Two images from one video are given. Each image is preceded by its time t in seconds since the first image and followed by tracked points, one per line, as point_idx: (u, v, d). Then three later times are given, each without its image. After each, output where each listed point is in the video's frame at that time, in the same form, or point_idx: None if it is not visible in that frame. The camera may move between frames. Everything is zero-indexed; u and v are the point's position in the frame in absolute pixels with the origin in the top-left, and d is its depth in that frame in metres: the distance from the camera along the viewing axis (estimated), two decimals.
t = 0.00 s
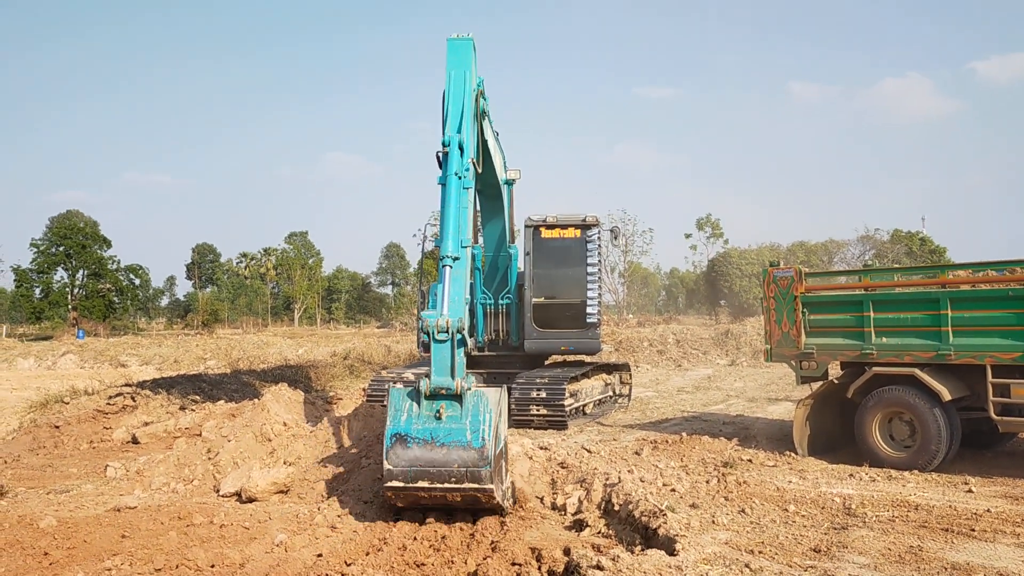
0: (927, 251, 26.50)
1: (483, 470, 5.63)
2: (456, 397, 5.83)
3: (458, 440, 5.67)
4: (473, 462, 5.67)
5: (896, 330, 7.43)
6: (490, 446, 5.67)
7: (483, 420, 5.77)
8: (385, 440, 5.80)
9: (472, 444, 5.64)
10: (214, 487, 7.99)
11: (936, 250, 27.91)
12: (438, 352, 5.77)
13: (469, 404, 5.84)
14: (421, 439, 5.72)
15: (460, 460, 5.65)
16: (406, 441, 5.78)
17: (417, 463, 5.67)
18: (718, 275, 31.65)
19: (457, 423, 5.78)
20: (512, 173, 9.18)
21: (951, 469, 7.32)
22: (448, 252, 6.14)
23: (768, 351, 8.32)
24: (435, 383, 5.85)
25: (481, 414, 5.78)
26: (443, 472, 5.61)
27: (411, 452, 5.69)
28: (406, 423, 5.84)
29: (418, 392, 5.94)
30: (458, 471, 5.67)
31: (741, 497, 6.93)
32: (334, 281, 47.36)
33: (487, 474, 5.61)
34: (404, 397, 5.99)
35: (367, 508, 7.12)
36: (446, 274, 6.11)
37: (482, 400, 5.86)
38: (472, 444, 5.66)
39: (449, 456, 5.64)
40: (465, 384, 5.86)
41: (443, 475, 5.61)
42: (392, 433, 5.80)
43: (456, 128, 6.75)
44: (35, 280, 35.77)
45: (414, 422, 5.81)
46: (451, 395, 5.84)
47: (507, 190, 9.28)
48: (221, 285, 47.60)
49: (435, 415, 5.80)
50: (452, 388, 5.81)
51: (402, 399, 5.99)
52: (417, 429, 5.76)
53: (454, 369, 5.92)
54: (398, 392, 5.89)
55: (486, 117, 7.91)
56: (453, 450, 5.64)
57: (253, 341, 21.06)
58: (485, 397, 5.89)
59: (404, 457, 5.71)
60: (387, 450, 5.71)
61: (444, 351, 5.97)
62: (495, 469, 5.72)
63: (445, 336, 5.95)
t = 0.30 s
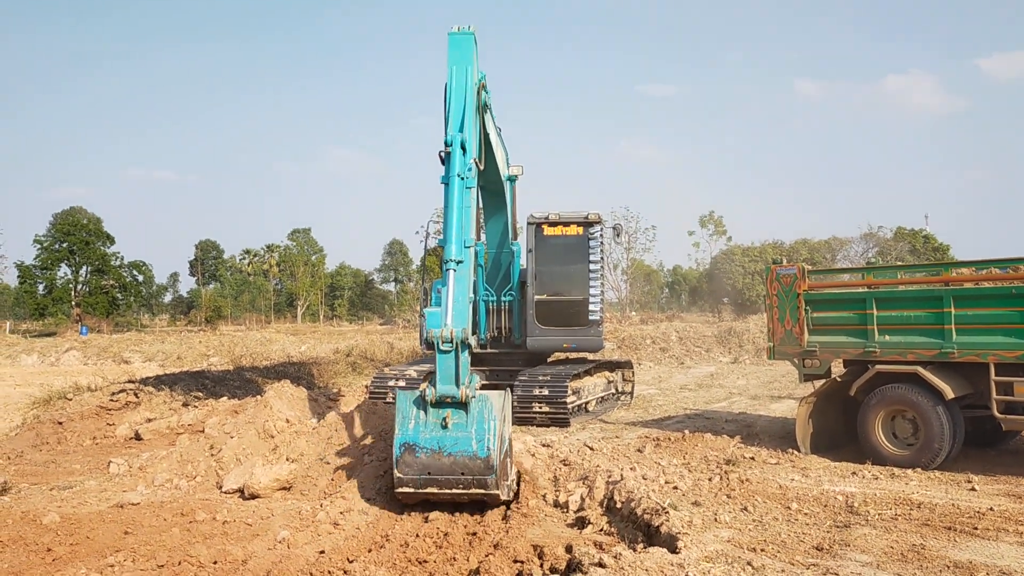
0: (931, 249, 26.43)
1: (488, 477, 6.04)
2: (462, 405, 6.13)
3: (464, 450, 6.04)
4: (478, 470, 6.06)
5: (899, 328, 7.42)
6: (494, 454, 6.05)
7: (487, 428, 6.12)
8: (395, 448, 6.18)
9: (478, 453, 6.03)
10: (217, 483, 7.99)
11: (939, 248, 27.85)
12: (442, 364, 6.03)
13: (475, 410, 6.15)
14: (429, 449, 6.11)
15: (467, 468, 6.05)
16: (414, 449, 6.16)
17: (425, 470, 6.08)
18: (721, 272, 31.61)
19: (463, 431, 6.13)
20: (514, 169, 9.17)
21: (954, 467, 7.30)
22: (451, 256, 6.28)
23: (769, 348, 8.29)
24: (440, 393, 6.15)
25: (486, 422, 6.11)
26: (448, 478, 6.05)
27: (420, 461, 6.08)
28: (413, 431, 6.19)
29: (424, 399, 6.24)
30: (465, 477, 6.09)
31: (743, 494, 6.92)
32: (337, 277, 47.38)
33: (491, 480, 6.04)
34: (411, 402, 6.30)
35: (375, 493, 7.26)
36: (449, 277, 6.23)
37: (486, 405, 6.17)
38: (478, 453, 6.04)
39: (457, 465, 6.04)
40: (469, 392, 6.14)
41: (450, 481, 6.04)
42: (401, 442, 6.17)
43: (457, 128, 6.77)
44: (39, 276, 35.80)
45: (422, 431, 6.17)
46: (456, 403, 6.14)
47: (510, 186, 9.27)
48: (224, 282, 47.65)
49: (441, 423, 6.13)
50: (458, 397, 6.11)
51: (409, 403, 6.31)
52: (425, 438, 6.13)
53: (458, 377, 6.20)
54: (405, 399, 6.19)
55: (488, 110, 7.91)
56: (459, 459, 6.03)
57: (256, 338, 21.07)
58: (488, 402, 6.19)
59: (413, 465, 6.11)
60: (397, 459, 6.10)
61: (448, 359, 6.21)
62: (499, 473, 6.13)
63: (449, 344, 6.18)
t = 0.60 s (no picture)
0: (931, 250, 26.45)
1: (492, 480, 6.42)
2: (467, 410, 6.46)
3: (468, 455, 6.41)
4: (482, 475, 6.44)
5: (898, 329, 7.43)
6: (497, 459, 6.42)
7: (491, 433, 6.48)
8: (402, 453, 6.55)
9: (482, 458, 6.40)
10: (218, 482, 8.00)
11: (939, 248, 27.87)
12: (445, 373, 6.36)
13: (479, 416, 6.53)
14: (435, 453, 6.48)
15: (471, 472, 6.43)
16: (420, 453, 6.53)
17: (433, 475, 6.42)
18: (721, 272, 31.63)
19: (467, 436, 6.47)
20: (515, 169, 9.18)
21: (954, 467, 7.31)
22: (455, 266, 6.49)
23: (769, 349, 8.30)
24: (445, 400, 6.49)
25: (489, 428, 6.47)
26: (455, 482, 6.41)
27: (426, 465, 6.46)
28: (419, 436, 6.56)
29: (430, 405, 6.59)
30: (470, 480, 6.47)
31: (743, 494, 6.93)
32: (337, 276, 47.44)
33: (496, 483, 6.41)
34: (417, 408, 6.64)
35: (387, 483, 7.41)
36: (452, 287, 6.46)
37: (490, 411, 6.54)
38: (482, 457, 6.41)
39: (461, 468, 6.41)
40: (474, 398, 6.47)
41: (456, 485, 6.41)
42: (408, 447, 6.53)
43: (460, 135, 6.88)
44: (39, 276, 35.77)
45: (428, 435, 6.54)
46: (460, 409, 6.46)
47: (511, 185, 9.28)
48: (224, 281, 47.64)
49: (446, 429, 6.49)
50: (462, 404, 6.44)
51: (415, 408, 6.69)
52: (431, 443, 6.49)
53: (462, 383, 6.52)
54: (411, 405, 6.53)
55: (490, 109, 7.93)
56: (464, 463, 6.40)
57: (257, 337, 21.09)
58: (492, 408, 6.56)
59: (419, 469, 6.47)
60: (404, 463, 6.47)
61: (452, 367, 6.52)
62: (502, 476, 6.52)
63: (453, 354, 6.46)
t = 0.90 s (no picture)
0: (932, 250, 26.43)
1: (496, 482, 6.94)
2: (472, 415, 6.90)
3: (474, 458, 6.89)
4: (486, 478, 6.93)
5: (899, 330, 7.42)
6: (501, 461, 6.90)
7: (494, 435, 6.93)
8: (409, 455, 7.00)
9: (487, 462, 6.88)
10: (218, 481, 7.98)
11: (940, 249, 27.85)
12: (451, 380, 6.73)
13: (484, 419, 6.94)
14: (441, 456, 6.94)
15: (476, 474, 6.92)
16: (427, 455, 7.00)
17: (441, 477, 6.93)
18: (722, 272, 31.61)
19: (472, 439, 6.94)
20: (516, 169, 9.19)
21: (954, 468, 7.31)
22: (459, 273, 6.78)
23: (770, 349, 8.29)
24: (451, 404, 6.89)
25: (493, 431, 6.92)
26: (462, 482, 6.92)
27: (433, 468, 6.94)
28: (426, 439, 7.00)
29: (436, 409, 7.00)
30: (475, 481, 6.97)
31: (743, 495, 6.93)
32: (338, 275, 47.46)
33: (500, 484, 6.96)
34: (424, 412, 7.06)
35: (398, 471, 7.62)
36: (458, 293, 6.71)
37: (494, 414, 6.99)
38: (486, 461, 6.90)
39: (467, 471, 6.91)
40: (478, 403, 6.90)
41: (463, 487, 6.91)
42: (414, 450, 6.98)
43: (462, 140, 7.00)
44: (40, 275, 35.78)
45: (433, 439, 6.98)
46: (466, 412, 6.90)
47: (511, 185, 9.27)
48: (225, 281, 47.66)
49: (452, 433, 6.93)
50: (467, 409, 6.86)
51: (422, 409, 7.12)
52: (437, 447, 6.94)
53: (466, 387, 6.90)
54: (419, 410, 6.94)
55: (492, 108, 7.95)
56: (469, 467, 6.90)
57: (258, 336, 21.08)
58: (496, 410, 7.01)
59: (426, 472, 6.96)
60: (412, 466, 6.94)
61: (457, 372, 6.89)
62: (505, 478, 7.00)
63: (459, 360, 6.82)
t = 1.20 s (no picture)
0: (935, 250, 26.40)
1: (502, 480, 7.17)
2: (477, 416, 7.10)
3: (479, 457, 7.10)
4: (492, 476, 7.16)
5: (902, 329, 7.42)
6: (506, 461, 7.11)
7: (499, 435, 7.13)
8: (417, 455, 7.22)
9: (492, 461, 7.09)
10: (220, 480, 7.98)
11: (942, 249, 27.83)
12: (455, 384, 6.91)
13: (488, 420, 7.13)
14: (448, 456, 7.16)
15: (482, 473, 7.14)
16: (434, 455, 7.20)
17: (448, 477, 7.17)
18: (725, 272, 31.60)
19: (478, 439, 7.14)
20: (518, 168, 9.18)
21: (957, 468, 7.30)
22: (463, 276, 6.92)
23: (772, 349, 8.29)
24: (457, 406, 7.10)
25: (498, 432, 7.11)
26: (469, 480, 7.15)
27: (440, 468, 7.17)
28: (433, 439, 7.21)
29: (442, 410, 7.20)
30: (481, 480, 7.20)
31: (745, 494, 6.92)
32: (340, 274, 47.53)
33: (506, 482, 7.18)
34: (431, 413, 7.27)
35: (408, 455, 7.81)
36: (462, 296, 6.88)
37: (499, 414, 7.18)
38: (492, 460, 7.11)
39: (473, 470, 7.13)
40: (483, 404, 7.09)
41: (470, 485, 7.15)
42: (422, 450, 7.20)
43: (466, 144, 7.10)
44: (43, 274, 35.86)
45: (440, 439, 7.20)
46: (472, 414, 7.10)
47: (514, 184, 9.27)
48: (227, 280, 47.73)
49: (458, 433, 7.14)
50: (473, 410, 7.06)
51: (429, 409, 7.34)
52: (444, 447, 7.16)
53: (471, 389, 7.09)
54: (426, 411, 7.16)
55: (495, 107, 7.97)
56: (476, 467, 7.12)
57: (260, 336, 21.10)
58: (500, 411, 7.19)
59: (434, 471, 7.19)
60: (420, 466, 7.17)
61: (463, 375, 7.08)
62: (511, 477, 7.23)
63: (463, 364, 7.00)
